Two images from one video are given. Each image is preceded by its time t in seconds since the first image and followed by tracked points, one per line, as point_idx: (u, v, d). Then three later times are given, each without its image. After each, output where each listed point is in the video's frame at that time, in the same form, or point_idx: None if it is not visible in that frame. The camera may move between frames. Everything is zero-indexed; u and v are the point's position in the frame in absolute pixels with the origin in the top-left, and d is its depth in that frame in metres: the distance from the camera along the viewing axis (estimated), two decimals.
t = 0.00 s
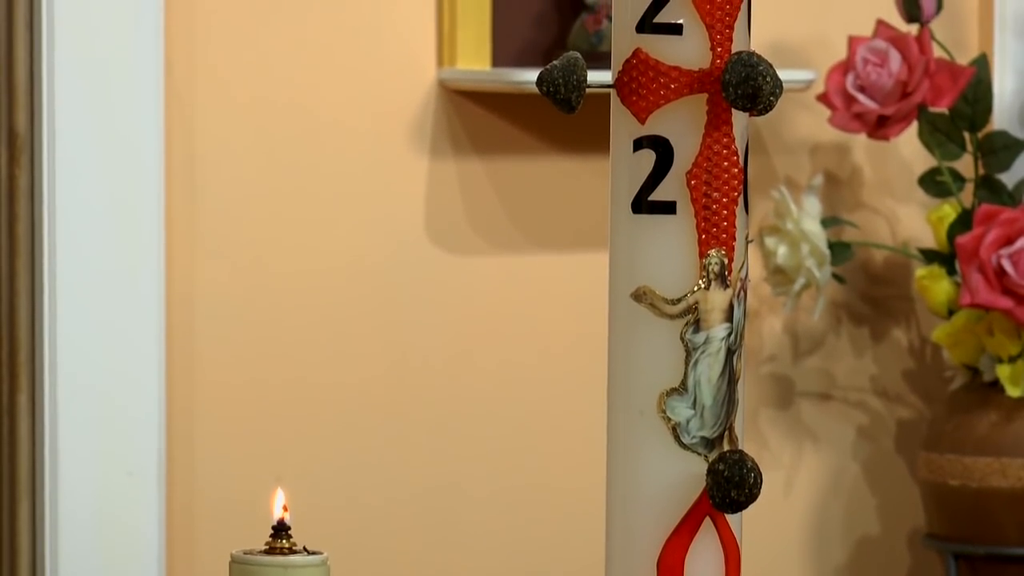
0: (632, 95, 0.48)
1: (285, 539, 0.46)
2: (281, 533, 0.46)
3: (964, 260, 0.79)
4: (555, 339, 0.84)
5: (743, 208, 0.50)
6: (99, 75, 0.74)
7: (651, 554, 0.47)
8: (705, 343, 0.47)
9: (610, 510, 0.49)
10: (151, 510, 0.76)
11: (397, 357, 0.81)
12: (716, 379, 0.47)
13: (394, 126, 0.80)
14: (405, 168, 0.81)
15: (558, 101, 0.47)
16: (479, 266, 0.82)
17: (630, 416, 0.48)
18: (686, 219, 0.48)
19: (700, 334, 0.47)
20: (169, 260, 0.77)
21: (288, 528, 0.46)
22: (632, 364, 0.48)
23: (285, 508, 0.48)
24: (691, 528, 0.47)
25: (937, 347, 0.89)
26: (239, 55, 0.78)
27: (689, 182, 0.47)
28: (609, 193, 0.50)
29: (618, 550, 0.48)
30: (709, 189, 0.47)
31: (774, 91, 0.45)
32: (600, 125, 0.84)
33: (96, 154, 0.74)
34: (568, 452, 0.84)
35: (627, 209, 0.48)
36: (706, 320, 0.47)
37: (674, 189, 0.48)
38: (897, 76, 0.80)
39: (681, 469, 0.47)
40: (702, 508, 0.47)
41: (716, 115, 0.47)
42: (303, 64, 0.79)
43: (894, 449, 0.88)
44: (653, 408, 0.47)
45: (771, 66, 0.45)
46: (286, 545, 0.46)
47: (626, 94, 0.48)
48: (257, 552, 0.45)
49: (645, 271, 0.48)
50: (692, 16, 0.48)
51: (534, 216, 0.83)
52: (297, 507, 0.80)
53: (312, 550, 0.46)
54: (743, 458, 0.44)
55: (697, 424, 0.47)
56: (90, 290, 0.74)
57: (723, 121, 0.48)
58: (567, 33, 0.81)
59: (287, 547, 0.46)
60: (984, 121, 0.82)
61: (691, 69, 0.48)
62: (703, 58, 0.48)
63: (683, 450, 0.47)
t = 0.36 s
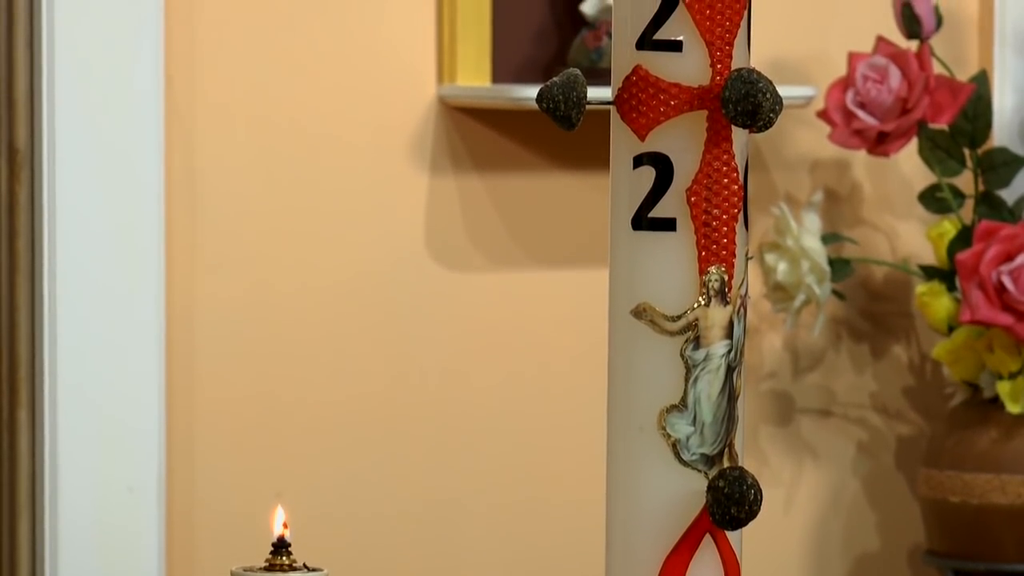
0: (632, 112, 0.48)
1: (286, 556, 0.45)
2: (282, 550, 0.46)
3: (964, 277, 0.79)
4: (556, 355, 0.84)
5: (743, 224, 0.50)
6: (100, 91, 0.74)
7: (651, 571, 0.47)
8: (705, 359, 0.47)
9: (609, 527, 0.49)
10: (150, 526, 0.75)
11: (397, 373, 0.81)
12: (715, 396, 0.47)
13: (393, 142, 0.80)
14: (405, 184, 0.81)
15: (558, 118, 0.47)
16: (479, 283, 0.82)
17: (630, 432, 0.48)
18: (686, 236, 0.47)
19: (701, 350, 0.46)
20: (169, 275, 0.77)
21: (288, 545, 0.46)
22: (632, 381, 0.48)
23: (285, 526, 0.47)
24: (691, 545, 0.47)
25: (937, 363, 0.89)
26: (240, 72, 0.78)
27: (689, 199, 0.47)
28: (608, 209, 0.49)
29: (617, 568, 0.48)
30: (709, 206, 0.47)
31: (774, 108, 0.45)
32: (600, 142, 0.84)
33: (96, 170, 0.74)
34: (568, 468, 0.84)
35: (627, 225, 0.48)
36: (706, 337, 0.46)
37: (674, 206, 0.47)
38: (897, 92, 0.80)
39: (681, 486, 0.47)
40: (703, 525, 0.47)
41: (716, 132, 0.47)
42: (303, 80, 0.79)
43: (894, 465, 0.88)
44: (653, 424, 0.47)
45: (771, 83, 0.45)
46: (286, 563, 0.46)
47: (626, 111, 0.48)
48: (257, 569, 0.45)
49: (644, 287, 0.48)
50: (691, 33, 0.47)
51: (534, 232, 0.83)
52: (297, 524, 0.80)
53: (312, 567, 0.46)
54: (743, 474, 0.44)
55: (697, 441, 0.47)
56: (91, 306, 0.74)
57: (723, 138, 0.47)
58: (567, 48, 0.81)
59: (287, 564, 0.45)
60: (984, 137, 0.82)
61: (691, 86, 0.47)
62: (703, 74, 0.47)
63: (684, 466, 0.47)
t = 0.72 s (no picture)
0: (630, 131, 0.45)
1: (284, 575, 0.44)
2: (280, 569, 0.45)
3: (962, 295, 0.79)
4: (554, 374, 0.84)
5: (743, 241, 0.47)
6: (98, 109, 0.73)
7: None
8: (703, 378, 0.44)
9: (608, 543, 0.47)
10: (149, 545, 0.75)
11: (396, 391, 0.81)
12: (713, 415, 0.44)
13: (392, 161, 0.80)
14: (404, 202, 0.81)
15: (556, 137, 0.45)
16: (478, 302, 0.82)
17: (628, 450, 0.46)
18: (684, 254, 0.45)
19: (699, 369, 0.44)
20: (168, 294, 0.77)
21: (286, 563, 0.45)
22: (630, 399, 0.46)
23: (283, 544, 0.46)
24: (690, 562, 0.45)
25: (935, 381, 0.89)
26: (239, 91, 0.78)
27: (687, 218, 0.45)
28: (606, 225, 0.47)
29: None
30: (708, 225, 0.45)
31: (772, 126, 0.42)
32: (599, 160, 0.84)
33: (95, 189, 0.74)
34: (567, 486, 0.85)
35: (624, 243, 0.46)
36: (704, 355, 0.44)
37: (672, 225, 0.45)
38: (895, 110, 0.80)
39: (681, 505, 0.45)
40: (701, 543, 0.45)
41: (715, 150, 0.45)
42: (302, 98, 0.79)
43: (893, 483, 0.88)
44: (652, 442, 0.45)
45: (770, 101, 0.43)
46: None
47: (625, 130, 0.45)
48: None
49: (642, 304, 0.45)
50: (689, 50, 0.45)
51: (532, 250, 0.83)
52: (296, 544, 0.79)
53: None
54: (742, 493, 0.42)
55: (695, 460, 0.44)
56: (92, 326, 0.74)
57: (722, 156, 0.45)
58: (565, 67, 0.81)
59: None
60: (983, 155, 0.82)
61: (690, 104, 0.45)
62: (702, 91, 0.45)
63: (683, 485, 0.45)
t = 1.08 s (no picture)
0: (629, 152, 0.44)
1: None
2: None
3: (961, 315, 0.78)
4: (553, 395, 0.84)
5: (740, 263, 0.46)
6: (97, 129, 0.73)
7: None
8: (702, 400, 0.43)
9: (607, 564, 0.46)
10: (148, 565, 0.75)
11: (394, 412, 0.81)
12: (712, 435, 0.43)
13: (391, 182, 0.80)
14: (403, 223, 0.81)
15: (555, 158, 0.44)
16: (477, 322, 0.82)
17: (627, 471, 0.45)
18: (683, 275, 0.44)
19: (697, 390, 0.43)
20: (166, 315, 0.77)
21: None
22: (628, 419, 0.45)
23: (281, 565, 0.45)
24: None
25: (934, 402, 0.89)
26: (239, 111, 0.78)
27: (685, 239, 0.44)
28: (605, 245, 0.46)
29: None
30: (706, 246, 0.43)
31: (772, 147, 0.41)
32: (597, 181, 0.85)
33: (95, 209, 0.74)
34: (566, 506, 0.85)
35: (624, 263, 0.45)
36: (703, 377, 0.43)
37: (671, 246, 0.44)
38: (893, 131, 0.80)
39: (680, 525, 0.44)
40: (700, 564, 0.43)
41: (714, 171, 0.44)
42: (301, 118, 0.79)
43: (892, 504, 0.88)
44: (650, 463, 0.44)
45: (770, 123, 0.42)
46: None
47: (623, 151, 0.44)
48: None
49: (641, 325, 0.44)
50: (688, 72, 0.44)
51: (531, 271, 0.83)
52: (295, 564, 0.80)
53: None
54: (740, 513, 0.41)
55: (694, 480, 0.44)
56: (91, 346, 0.74)
57: (721, 177, 0.44)
58: (564, 88, 0.81)
59: None
60: (981, 176, 0.82)
61: (689, 125, 0.44)
62: (701, 113, 0.44)
63: (681, 506, 0.44)
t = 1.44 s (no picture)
0: (627, 167, 0.44)
1: None
2: None
3: (958, 331, 0.78)
4: (550, 410, 0.84)
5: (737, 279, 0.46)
6: (95, 144, 0.73)
7: None
8: (700, 415, 0.43)
9: None
10: None
11: (392, 427, 0.81)
12: (710, 451, 0.43)
13: (389, 197, 0.80)
14: (400, 238, 0.81)
15: (552, 174, 0.44)
16: (474, 337, 0.82)
17: (624, 486, 0.44)
18: (680, 290, 0.44)
19: (695, 405, 0.43)
20: (164, 330, 0.77)
21: None
22: (626, 434, 0.44)
23: None
24: None
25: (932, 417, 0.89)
26: (236, 127, 0.78)
27: (683, 254, 0.43)
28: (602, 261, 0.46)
29: None
30: (704, 261, 0.43)
31: (769, 163, 0.41)
32: (595, 196, 0.85)
33: (95, 226, 0.74)
34: (564, 522, 0.85)
35: (621, 279, 0.44)
36: (701, 392, 0.43)
37: (668, 261, 0.44)
38: (891, 146, 0.80)
39: (677, 541, 0.44)
40: None
41: (711, 187, 0.43)
42: (298, 134, 0.79)
43: (889, 520, 0.88)
44: (648, 479, 0.44)
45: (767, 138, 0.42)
46: None
47: (621, 166, 0.44)
48: None
49: (638, 340, 0.44)
50: (686, 87, 0.43)
51: (529, 286, 0.83)
52: None
53: None
54: (738, 529, 0.41)
55: (692, 496, 0.43)
56: (88, 362, 0.74)
57: (718, 193, 0.43)
58: (562, 103, 0.81)
59: None
60: (978, 191, 0.82)
61: (686, 141, 0.43)
62: (699, 129, 0.43)
63: (678, 521, 0.43)
